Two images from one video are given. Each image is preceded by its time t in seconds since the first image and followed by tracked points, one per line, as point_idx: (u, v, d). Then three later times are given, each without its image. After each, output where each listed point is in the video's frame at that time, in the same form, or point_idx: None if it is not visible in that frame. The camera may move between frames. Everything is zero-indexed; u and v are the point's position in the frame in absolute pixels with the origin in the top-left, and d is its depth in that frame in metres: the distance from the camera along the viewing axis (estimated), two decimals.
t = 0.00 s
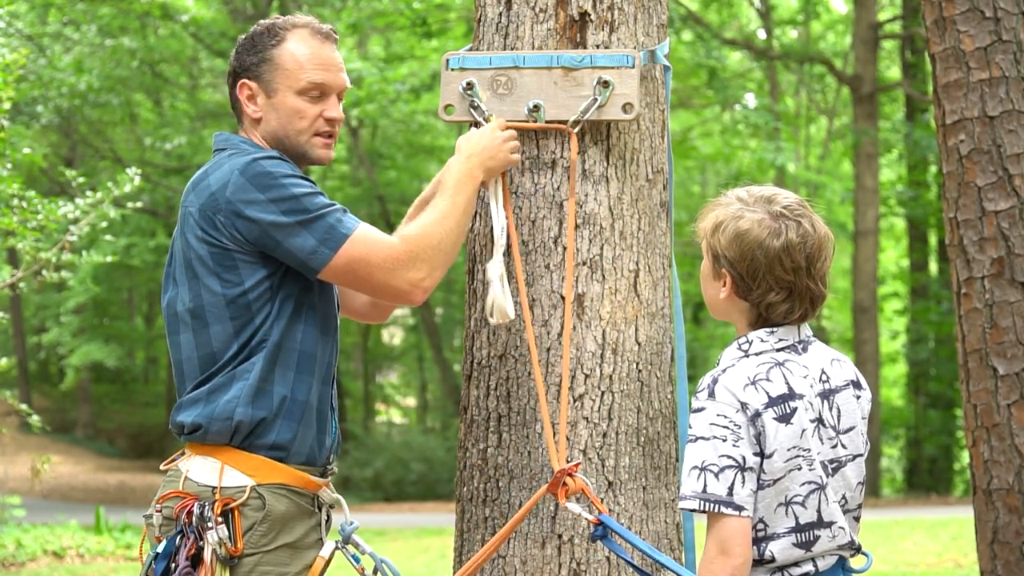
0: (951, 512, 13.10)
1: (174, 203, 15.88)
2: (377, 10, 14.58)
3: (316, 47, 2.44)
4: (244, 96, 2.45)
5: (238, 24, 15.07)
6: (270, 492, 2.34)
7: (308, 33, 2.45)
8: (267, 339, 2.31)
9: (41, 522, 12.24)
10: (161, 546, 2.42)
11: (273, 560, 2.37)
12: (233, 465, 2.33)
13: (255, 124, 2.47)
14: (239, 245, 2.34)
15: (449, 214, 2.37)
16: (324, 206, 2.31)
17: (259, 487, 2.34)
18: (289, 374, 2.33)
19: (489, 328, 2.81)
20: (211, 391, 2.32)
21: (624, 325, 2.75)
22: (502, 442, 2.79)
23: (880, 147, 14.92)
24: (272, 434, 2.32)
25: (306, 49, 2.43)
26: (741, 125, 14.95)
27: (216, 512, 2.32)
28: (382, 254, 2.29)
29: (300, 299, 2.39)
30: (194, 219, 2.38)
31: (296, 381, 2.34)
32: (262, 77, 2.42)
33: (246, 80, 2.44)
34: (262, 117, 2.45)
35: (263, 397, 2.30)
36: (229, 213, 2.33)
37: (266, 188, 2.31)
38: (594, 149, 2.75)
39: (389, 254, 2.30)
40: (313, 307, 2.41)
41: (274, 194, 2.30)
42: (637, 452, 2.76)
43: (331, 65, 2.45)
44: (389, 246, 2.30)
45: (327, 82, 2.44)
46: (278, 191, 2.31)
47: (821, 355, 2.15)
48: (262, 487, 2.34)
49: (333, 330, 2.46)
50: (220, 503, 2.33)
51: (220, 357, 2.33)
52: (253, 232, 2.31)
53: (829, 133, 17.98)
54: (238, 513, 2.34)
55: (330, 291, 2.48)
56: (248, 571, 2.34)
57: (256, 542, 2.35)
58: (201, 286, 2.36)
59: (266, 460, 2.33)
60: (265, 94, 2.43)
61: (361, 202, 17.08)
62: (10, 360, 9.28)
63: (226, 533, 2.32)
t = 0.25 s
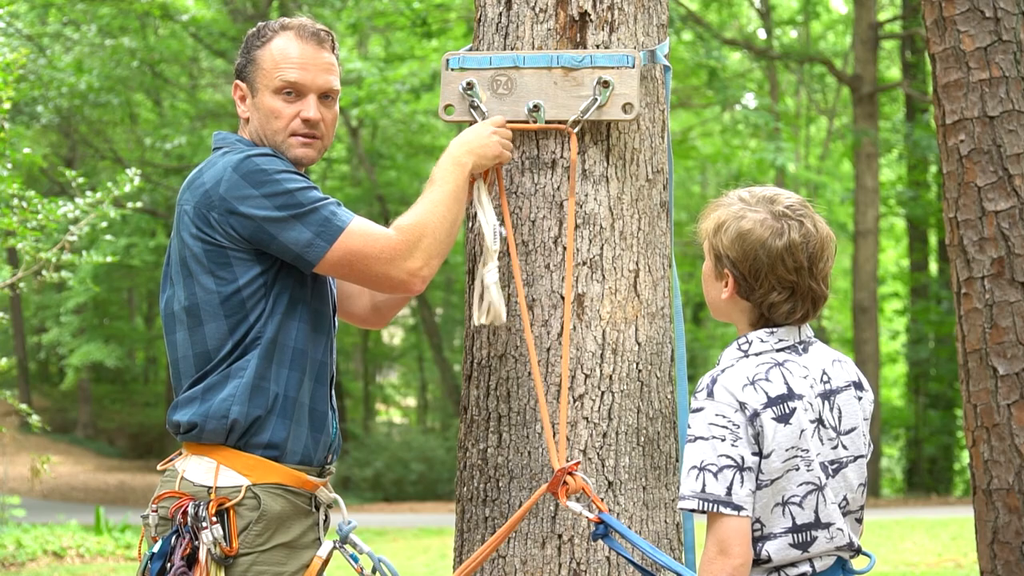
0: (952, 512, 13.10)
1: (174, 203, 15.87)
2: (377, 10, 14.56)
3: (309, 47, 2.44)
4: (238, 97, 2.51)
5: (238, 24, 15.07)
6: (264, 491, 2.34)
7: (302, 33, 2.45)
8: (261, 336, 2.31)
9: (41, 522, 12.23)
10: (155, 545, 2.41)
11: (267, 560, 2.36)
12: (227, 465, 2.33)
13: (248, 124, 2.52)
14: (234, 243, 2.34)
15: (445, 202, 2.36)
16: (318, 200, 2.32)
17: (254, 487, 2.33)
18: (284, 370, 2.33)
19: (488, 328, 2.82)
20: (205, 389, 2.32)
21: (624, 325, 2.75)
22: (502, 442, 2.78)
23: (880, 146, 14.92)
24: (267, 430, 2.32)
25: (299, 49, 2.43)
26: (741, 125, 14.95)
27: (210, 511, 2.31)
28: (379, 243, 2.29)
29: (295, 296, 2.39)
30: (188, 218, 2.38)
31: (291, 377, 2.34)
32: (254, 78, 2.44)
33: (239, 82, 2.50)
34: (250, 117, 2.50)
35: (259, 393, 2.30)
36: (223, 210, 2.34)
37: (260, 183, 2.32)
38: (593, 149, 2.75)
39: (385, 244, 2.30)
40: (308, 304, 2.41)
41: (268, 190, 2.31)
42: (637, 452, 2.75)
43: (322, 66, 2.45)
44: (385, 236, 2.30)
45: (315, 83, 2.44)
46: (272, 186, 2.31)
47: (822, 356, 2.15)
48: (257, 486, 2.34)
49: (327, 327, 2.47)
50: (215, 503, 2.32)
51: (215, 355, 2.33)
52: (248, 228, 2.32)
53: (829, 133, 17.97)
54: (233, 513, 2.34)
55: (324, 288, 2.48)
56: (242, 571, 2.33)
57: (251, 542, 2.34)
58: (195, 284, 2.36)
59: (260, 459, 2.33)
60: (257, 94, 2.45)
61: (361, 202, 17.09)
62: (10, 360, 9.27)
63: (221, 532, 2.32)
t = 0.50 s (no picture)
0: (952, 512, 13.10)
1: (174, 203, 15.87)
2: (377, 10, 14.55)
3: (310, 49, 2.44)
4: (240, 97, 2.51)
5: (238, 24, 15.07)
6: (264, 490, 2.34)
7: (303, 34, 2.45)
8: (258, 335, 2.31)
9: (41, 522, 12.23)
10: (155, 545, 2.41)
11: (267, 559, 2.36)
12: (227, 464, 2.33)
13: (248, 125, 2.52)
14: (232, 242, 2.34)
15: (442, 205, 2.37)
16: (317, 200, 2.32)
17: (253, 487, 2.33)
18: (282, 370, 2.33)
19: (488, 328, 2.82)
20: (203, 389, 2.32)
21: (624, 325, 2.75)
22: (501, 442, 2.79)
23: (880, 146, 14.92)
24: (265, 430, 2.33)
25: (300, 50, 2.43)
26: (740, 125, 14.95)
27: (210, 510, 2.31)
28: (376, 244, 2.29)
29: (294, 296, 2.39)
30: (187, 216, 2.38)
31: (292, 377, 2.34)
32: (254, 80, 2.45)
33: (241, 83, 2.51)
34: (251, 118, 2.50)
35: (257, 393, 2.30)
36: (221, 209, 2.34)
37: (258, 183, 2.32)
38: (593, 149, 2.75)
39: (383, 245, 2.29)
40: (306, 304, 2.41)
41: (266, 190, 2.31)
42: (637, 452, 2.76)
43: (322, 67, 2.45)
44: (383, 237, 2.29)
45: (314, 84, 2.43)
46: (270, 186, 2.32)
47: (825, 355, 2.15)
48: (257, 486, 2.34)
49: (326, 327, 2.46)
50: (215, 502, 2.32)
51: (213, 354, 2.33)
52: (246, 229, 2.32)
53: (828, 133, 17.97)
54: (232, 513, 2.34)
55: (324, 288, 2.48)
56: (242, 570, 2.33)
57: (251, 541, 2.34)
58: (193, 284, 2.36)
59: (260, 459, 2.33)
60: (258, 95, 2.46)
61: (361, 202, 17.04)
62: (10, 360, 9.27)
63: (220, 531, 2.32)
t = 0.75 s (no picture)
0: (952, 512, 13.10)
1: (174, 204, 15.87)
2: (377, 10, 14.54)
3: (315, 50, 2.45)
4: (244, 98, 2.52)
5: (238, 24, 15.08)
6: (263, 490, 2.34)
7: (309, 35, 2.46)
8: (261, 330, 2.31)
9: (41, 522, 12.24)
10: (154, 544, 2.41)
11: (268, 559, 2.35)
12: (227, 463, 2.33)
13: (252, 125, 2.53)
14: (240, 238, 2.34)
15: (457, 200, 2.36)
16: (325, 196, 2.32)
17: (253, 486, 2.33)
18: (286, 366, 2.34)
19: (488, 328, 2.82)
20: (207, 384, 2.32)
21: (624, 325, 2.75)
22: (502, 442, 2.78)
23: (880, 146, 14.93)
24: (263, 426, 2.33)
25: (306, 50, 2.44)
26: (740, 125, 14.95)
27: (209, 510, 2.31)
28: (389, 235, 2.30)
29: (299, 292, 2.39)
30: (195, 213, 2.38)
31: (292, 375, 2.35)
32: (259, 79, 2.45)
33: (244, 83, 2.51)
34: (254, 119, 2.50)
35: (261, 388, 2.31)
36: (229, 205, 2.33)
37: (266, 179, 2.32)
38: (594, 149, 2.75)
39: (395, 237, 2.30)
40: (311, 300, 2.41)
41: (276, 186, 2.31)
42: (637, 452, 2.76)
43: (328, 69, 2.45)
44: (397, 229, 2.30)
45: (318, 84, 2.43)
46: (279, 182, 2.32)
47: (826, 355, 2.15)
48: (256, 485, 2.34)
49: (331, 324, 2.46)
50: (214, 501, 2.32)
51: (217, 350, 2.33)
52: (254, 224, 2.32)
53: (828, 133, 17.98)
54: (232, 512, 2.33)
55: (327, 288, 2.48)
56: (241, 569, 2.33)
57: (250, 540, 2.34)
58: (199, 279, 2.37)
59: (261, 458, 2.33)
60: (262, 95, 2.46)
61: (361, 202, 17.04)
62: (10, 360, 9.28)
63: (220, 530, 2.32)
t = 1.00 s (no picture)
0: (952, 512, 13.10)
1: (174, 204, 15.87)
2: (377, 10, 14.54)
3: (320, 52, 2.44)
4: (250, 98, 2.51)
5: (238, 24, 15.08)
6: (258, 488, 2.34)
7: (314, 37, 2.45)
8: (258, 330, 2.31)
9: (41, 522, 12.24)
10: (149, 542, 2.43)
11: (260, 556, 2.35)
12: (222, 461, 2.33)
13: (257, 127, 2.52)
14: (237, 239, 2.33)
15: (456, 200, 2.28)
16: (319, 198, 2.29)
17: (247, 483, 2.33)
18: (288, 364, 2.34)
19: (489, 328, 2.82)
20: (202, 382, 2.33)
21: (624, 325, 2.75)
22: (502, 442, 2.78)
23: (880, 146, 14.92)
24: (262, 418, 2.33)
25: (310, 52, 2.43)
26: (740, 125, 14.95)
27: (201, 507, 2.31)
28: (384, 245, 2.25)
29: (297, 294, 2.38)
30: (195, 211, 2.37)
31: (286, 375, 2.34)
32: (264, 80, 2.44)
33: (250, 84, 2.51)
34: (258, 120, 2.50)
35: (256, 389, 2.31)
36: (228, 205, 2.32)
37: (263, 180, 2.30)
38: (594, 149, 2.75)
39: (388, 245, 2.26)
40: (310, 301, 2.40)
41: (272, 186, 2.29)
42: (637, 452, 2.76)
43: (331, 72, 2.44)
44: (393, 239, 2.25)
45: (320, 89, 2.42)
46: (275, 183, 2.30)
47: (829, 357, 2.14)
48: (250, 483, 2.34)
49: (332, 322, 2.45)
50: (207, 499, 2.32)
51: (214, 348, 2.34)
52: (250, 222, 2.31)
53: (828, 133, 17.97)
54: (225, 509, 2.33)
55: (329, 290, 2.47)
56: (233, 567, 2.33)
57: (243, 538, 2.34)
58: (199, 277, 2.36)
59: (255, 455, 2.33)
60: (265, 96, 2.45)
61: (360, 202, 17.05)
62: (10, 360, 9.28)
63: (213, 527, 2.31)
